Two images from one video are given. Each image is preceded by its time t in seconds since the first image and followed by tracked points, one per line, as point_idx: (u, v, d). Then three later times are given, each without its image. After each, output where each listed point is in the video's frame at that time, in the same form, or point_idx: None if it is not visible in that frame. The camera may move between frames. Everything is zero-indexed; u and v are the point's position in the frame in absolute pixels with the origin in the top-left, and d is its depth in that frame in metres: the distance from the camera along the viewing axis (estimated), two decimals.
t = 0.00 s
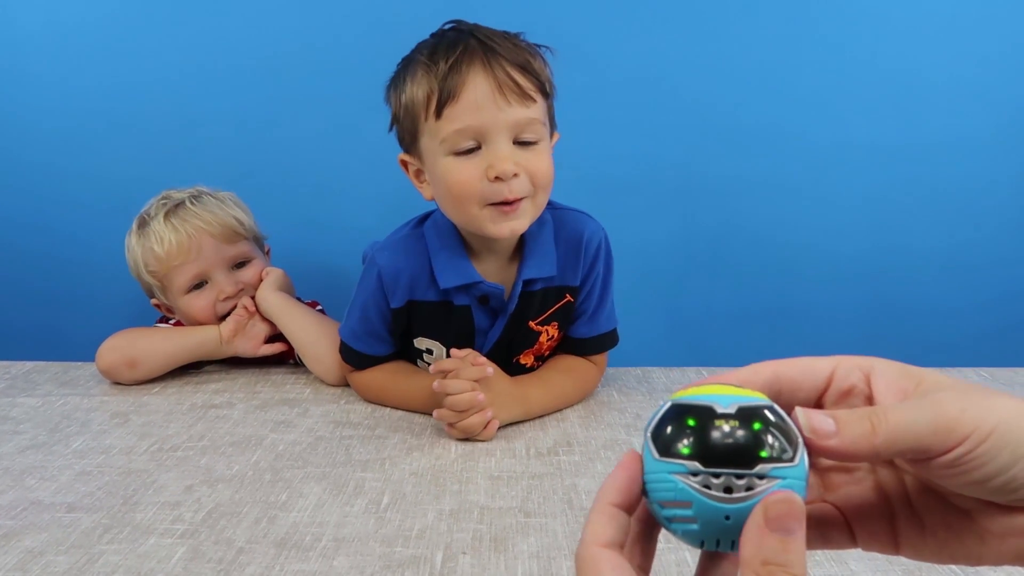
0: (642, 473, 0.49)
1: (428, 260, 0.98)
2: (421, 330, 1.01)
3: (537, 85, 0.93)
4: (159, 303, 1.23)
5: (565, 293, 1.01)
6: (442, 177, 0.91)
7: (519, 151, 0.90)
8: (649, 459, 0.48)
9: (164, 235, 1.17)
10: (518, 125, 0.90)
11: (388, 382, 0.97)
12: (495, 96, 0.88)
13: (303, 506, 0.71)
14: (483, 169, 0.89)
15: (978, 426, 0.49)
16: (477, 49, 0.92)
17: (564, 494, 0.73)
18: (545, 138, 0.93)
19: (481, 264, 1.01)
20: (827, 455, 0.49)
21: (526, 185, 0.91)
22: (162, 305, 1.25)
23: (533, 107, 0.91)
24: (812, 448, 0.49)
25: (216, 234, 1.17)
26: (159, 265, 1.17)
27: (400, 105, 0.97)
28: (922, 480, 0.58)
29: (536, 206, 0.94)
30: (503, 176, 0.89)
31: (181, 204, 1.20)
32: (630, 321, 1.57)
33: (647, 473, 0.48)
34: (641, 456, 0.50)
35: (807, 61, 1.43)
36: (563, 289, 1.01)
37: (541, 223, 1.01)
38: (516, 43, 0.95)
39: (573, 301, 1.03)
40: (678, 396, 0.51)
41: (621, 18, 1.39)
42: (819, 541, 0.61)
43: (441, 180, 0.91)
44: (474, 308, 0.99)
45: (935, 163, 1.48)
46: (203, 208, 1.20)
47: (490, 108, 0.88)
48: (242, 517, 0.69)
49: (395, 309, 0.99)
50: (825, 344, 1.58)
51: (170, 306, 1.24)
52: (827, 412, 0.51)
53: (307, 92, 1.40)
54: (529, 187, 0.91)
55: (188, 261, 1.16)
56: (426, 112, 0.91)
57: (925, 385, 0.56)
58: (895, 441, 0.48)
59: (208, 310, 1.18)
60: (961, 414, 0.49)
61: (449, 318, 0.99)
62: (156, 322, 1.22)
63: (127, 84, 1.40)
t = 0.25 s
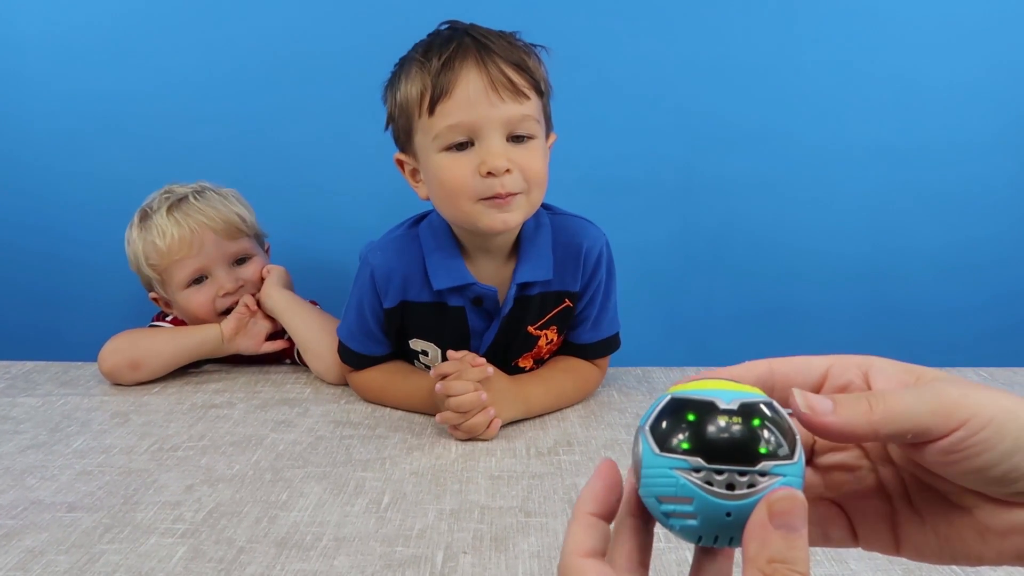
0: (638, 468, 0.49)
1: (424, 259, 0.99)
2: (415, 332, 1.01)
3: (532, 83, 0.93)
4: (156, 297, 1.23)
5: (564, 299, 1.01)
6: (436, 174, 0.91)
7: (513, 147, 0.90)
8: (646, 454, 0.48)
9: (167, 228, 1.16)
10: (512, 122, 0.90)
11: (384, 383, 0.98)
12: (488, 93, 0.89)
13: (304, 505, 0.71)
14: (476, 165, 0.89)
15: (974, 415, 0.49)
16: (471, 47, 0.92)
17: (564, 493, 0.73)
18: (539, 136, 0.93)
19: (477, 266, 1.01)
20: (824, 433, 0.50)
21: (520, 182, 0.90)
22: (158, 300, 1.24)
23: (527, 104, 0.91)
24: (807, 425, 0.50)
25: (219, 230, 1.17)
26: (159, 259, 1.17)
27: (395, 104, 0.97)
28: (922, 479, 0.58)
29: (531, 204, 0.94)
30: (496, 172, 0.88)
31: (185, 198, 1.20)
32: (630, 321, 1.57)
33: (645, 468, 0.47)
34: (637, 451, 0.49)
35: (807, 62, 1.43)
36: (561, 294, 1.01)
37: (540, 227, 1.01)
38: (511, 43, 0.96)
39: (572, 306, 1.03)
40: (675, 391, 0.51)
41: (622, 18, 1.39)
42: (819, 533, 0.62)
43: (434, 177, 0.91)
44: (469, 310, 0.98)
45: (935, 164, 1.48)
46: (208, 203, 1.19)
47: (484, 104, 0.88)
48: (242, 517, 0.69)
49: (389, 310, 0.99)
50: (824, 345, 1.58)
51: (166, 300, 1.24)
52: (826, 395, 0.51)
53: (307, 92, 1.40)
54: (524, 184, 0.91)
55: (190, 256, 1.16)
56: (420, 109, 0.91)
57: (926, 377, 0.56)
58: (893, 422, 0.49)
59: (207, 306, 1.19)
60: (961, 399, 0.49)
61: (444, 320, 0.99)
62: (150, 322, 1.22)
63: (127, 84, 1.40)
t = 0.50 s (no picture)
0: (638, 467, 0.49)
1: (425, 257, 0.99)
2: (416, 330, 1.01)
3: (533, 84, 0.93)
4: (159, 278, 1.22)
5: (563, 298, 1.01)
6: (435, 173, 0.91)
7: (513, 148, 0.90)
8: (647, 454, 0.48)
9: (183, 207, 1.17)
10: (511, 123, 0.90)
11: (386, 381, 0.98)
12: (489, 93, 0.89)
13: (304, 505, 0.71)
14: (476, 166, 0.89)
15: (976, 411, 0.49)
16: (473, 47, 0.92)
17: (565, 493, 0.73)
18: (540, 137, 0.93)
19: (476, 265, 1.01)
20: (824, 429, 0.50)
21: (519, 183, 0.90)
22: (160, 282, 1.23)
23: (528, 105, 0.91)
24: (804, 419, 0.49)
25: (235, 214, 1.19)
26: (171, 237, 1.17)
27: (396, 103, 0.97)
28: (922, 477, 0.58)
29: (530, 206, 0.93)
30: (494, 172, 0.88)
31: (203, 181, 1.21)
32: (630, 321, 1.57)
33: (645, 467, 0.48)
34: (638, 451, 0.49)
35: (808, 62, 1.42)
36: (561, 293, 1.01)
37: (540, 227, 1.01)
38: (513, 44, 0.96)
39: (572, 306, 1.02)
40: (676, 390, 0.51)
41: (622, 18, 1.39)
42: (819, 533, 0.62)
43: (433, 176, 0.91)
44: (468, 308, 0.98)
45: (936, 164, 1.48)
46: (226, 187, 1.21)
47: (484, 104, 0.88)
48: (243, 516, 0.69)
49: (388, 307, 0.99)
50: (825, 344, 1.58)
51: (169, 283, 1.23)
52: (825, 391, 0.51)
53: (307, 92, 1.40)
54: (523, 185, 0.91)
55: (204, 235, 1.17)
56: (421, 108, 0.92)
57: (925, 376, 0.57)
58: (893, 419, 0.48)
59: (214, 289, 1.18)
60: (962, 396, 0.49)
61: (444, 318, 0.99)
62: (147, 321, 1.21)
63: (128, 83, 1.40)
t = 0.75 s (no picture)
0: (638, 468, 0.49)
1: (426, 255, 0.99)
2: (418, 327, 1.01)
3: (536, 81, 0.93)
4: (175, 259, 1.20)
5: (564, 295, 1.01)
6: (437, 169, 0.91)
7: (515, 144, 0.90)
8: (646, 456, 0.48)
9: (221, 195, 1.18)
10: (514, 119, 0.90)
11: (386, 381, 0.97)
12: (492, 90, 0.89)
13: (305, 504, 0.71)
14: (478, 162, 0.89)
15: (977, 409, 0.49)
16: (477, 44, 0.92)
17: (565, 492, 0.73)
18: (542, 134, 0.93)
19: (477, 263, 1.01)
20: (825, 425, 0.50)
21: (521, 179, 0.90)
22: (173, 265, 1.21)
23: (531, 102, 0.91)
24: (806, 414, 0.49)
25: (270, 211, 1.20)
26: (201, 221, 1.17)
27: (400, 100, 0.97)
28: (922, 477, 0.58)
29: (532, 203, 0.93)
30: (497, 168, 0.88)
31: (241, 173, 1.22)
32: (631, 320, 1.57)
33: (645, 469, 0.48)
34: (637, 453, 0.49)
35: (808, 62, 1.43)
36: (562, 290, 1.01)
37: (540, 225, 1.02)
38: (517, 42, 0.96)
39: (573, 303, 1.03)
40: (675, 392, 0.51)
41: (622, 18, 1.39)
42: (820, 533, 0.62)
43: (436, 172, 0.91)
44: (469, 304, 0.99)
45: (935, 165, 1.49)
46: (262, 183, 1.22)
47: (487, 100, 0.89)
48: (243, 516, 0.69)
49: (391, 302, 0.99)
50: (826, 344, 1.58)
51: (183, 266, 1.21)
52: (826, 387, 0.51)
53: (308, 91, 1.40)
54: (525, 182, 0.91)
55: (235, 225, 1.17)
56: (424, 104, 0.92)
57: (926, 375, 0.57)
58: (895, 415, 0.48)
59: (234, 281, 1.18)
60: (963, 394, 0.49)
61: (446, 314, 0.99)
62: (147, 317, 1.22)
63: (128, 83, 1.40)
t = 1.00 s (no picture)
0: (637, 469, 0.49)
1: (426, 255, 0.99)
2: (418, 325, 1.01)
3: (536, 80, 0.93)
4: (181, 255, 1.20)
5: (565, 294, 1.01)
6: (438, 168, 0.91)
7: (516, 143, 0.90)
8: (645, 456, 0.48)
9: (228, 191, 1.18)
10: (515, 118, 0.90)
11: (385, 381, 0.97)
12: (493, 88, 0.89)
13: (306, 504, 0.71)
14: (478, 160, 0.89)
15: (979, 408, 0.49)
16: (477, 43, 0.92)
17: (566, 492, 0.73)
18: (542, 133, 0.93)
19: (478, 262, 1.01)
20: (826, 423, 0.50)
21: (521, 178, 0.90)
22: (178, 261, 1.22)
23: (531, 101, 0.91)
24: (808, 413, 0.49)
25: (275, 209, 1.20)
26: (207, 217, 1.17)
27: (400, 99, 0.97)
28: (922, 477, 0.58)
29: (532, 201, 0.93)
30: (498, 166, 0.88)
31: (249, 171, 1.22)
32: (631, 320, 1.57)
33: (644, 470, 0.47)
34: (637, 453, 0.49)
35: (808, 62, 1.42)
36: (562, 289, 1.01)
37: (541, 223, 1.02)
38: (517, 41, 0.96)
39: (573, 302, 1.02)
40: (674, 392, 0.51)
41: (623, 18, 1.39)
42: (822, 535, 0.62)
43: (436, 171, 0.91)
44: (470, 303, 0.99)
45: (935, 164, 1.48)
46: (270, 181, 1.22)
47: (488, 99, 0.88)
48: (243, 516, 0.69)
49: (392, 300, 0.99)
50: (826, 345, 1.58)
51: (188, 263, 1.21)
52: (828, 384, 0.51)
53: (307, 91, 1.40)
54: (525, 180, 0.91)
55: (241, 222, 1.17)
56: (425, 103, 0.91)
57: (928, 374, 0.57)
58: (896, 413, 0.48)
59: (238, 278, 1.18)
60: (965, 393, 0.49)
61: (446, 313, 0.99)
62: (150, 313, 1.22)
63: (128, 82, 1.40)
